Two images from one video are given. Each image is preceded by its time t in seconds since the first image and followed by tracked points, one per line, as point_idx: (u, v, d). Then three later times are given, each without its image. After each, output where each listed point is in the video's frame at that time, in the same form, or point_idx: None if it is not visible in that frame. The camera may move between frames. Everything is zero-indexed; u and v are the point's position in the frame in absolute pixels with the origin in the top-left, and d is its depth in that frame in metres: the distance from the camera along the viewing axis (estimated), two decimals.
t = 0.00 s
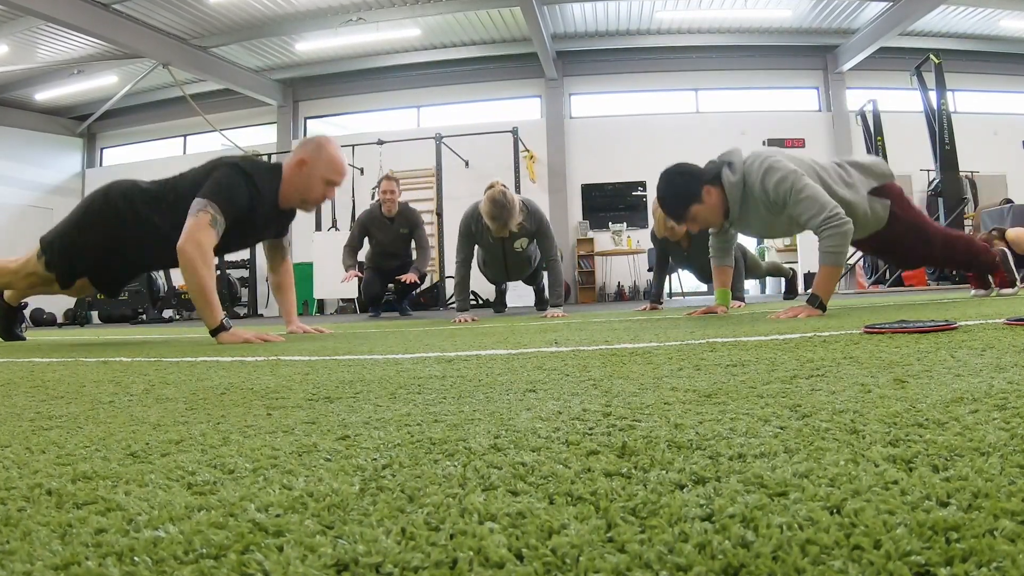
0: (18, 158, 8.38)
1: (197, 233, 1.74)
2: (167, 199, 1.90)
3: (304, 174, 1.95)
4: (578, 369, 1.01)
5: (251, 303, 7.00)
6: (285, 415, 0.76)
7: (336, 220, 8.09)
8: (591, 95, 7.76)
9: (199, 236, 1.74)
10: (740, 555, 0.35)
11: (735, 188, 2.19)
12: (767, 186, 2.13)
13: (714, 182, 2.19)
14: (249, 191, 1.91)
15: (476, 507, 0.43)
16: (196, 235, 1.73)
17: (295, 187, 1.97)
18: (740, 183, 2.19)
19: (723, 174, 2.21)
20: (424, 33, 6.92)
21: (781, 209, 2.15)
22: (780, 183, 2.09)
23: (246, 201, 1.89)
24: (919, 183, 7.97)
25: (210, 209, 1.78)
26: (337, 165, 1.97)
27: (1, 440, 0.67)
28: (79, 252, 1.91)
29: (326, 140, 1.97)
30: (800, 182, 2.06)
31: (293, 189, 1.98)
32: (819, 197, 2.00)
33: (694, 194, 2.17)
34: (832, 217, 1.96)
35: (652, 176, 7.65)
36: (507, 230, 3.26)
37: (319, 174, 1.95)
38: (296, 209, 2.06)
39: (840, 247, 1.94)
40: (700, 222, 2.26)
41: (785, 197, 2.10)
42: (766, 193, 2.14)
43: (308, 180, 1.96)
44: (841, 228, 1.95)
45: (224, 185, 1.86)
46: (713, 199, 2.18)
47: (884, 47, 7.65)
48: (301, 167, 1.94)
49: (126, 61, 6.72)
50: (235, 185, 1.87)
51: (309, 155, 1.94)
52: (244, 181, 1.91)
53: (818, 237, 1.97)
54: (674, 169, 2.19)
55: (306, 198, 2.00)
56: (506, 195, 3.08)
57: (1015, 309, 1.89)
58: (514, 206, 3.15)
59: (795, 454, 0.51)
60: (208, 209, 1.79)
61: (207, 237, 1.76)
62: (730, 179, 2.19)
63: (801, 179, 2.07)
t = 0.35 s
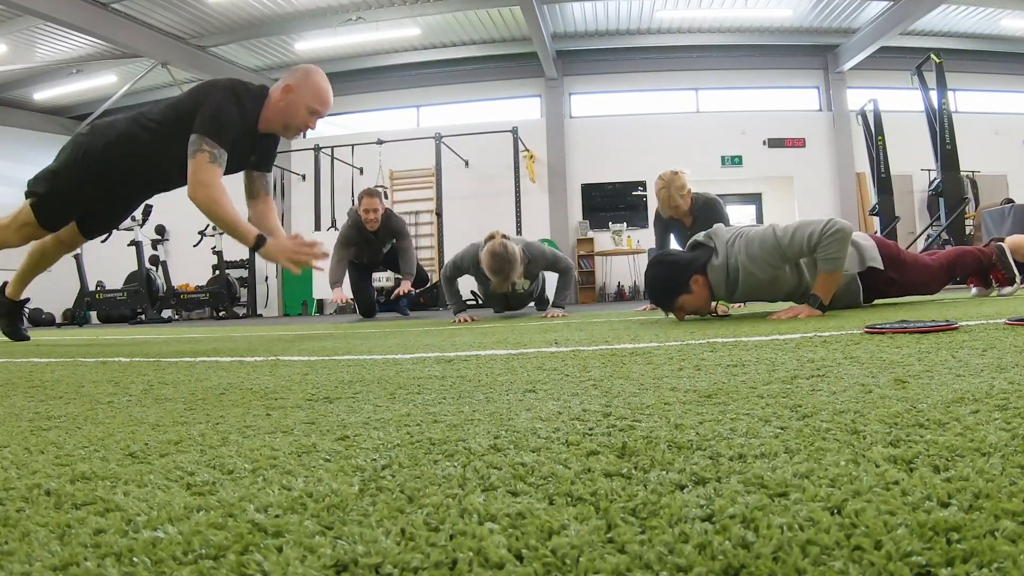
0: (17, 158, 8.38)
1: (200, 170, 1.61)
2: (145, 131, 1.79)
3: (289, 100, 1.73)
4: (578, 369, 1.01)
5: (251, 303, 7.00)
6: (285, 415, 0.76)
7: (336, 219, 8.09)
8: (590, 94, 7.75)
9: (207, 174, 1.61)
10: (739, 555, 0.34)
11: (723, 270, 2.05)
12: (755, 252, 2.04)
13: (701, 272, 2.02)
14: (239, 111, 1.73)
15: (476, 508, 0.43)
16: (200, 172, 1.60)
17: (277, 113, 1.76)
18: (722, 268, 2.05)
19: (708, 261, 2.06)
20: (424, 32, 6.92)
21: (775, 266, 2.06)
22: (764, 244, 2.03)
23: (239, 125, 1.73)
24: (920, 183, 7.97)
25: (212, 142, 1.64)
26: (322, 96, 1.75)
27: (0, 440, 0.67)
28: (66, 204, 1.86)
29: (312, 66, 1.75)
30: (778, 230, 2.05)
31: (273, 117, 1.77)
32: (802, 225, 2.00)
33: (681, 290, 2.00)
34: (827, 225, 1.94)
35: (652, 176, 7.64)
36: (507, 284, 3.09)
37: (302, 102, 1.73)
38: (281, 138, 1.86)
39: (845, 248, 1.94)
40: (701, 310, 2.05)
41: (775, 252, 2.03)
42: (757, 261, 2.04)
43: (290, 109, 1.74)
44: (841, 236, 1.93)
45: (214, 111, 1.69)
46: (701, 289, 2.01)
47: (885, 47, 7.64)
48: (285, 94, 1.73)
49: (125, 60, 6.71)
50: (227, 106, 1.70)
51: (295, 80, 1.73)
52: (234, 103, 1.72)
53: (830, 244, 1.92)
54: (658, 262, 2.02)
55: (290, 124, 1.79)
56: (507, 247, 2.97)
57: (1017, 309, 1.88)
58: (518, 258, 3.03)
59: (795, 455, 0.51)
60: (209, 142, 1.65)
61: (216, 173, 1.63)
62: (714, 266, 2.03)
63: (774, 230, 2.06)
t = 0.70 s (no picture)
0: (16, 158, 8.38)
1: (202, 237, 1.74)
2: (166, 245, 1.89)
3: (325, 263, 1.87)
4: (578, 370, 1.01)
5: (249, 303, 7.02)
6: (284, 416, 0.75)
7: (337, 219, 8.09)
8: (591, 94, 7.75)
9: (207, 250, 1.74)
10: (740, 556, 0.34)
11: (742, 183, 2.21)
12: (773, 185, 2.15)
13: (718, 175, 2.22)
14: (272, 243, 1.90)
15: (476, 509, 0.43)
16: (202, 237, 1.74)
17: (313, 272, 1.91)
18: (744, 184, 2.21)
19: (729, 170, 2.24)
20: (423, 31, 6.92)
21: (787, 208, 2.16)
22: (783, 182, 2.12)
23: (267, 247, 1.89)
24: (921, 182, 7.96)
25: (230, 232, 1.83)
26: (357, 266, 1.85)
27: None
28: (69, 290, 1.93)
29: (351, 232, 1.87)
30: (808, 183, 2.08)
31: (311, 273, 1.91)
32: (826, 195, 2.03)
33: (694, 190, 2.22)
34: (839, 216, 1.96)
35: (653, 175, 7.64)
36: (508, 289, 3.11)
37: (335, 268, 1.86)
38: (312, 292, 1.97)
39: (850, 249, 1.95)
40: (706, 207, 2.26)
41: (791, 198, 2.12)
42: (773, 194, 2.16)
43: (325, 271, 1.87)
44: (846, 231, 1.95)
45: (247, 229, 1.88)
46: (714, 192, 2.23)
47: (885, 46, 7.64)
48: (323, 256, 1.87)
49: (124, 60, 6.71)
50: (259, 231, 1.89)
51: (333, 246, 1.86)
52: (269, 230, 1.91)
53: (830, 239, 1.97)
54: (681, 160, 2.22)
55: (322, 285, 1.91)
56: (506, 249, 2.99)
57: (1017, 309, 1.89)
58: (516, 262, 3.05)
59: (796, 455, 0.51)
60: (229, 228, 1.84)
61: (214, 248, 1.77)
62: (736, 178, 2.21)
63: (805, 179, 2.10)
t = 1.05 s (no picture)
0: (16, 158, 8.38)
1: (190, 235, 1.72)
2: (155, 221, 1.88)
3: (315, 200, 1.91)
4: (578, 370, 1.00)
5: (248, 303, 7.02)
6: (283, 416, 0.75)
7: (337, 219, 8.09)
8: (591, 93, 7.74)
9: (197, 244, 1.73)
10: (741, 557, 0.34)
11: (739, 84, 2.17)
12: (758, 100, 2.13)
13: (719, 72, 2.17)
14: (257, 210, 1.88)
15: (475, 509, 0.43)
16: (189, 235, 1.71)
17: (304, 212, 1.94)
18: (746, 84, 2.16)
19: (730, 69, 2.18)
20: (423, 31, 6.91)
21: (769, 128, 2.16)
22: (767, 102, 2.09)
23: (252, 224, 1.87)
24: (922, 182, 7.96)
25: (218, 218, 1.79)
26: (350, 197, 1.92)
27: None
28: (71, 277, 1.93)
29: (338, 168, 1.93)
30: (787, 113, 2.03)
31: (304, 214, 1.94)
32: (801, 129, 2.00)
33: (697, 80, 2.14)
34: (799, 157, 1.96)
35: (653, 175, 7.64)
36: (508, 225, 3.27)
37: (329, 204, 1.91)
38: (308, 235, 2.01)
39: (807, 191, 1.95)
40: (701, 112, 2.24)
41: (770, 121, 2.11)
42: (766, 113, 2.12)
43: (318, 208, 1.92)
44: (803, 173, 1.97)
45: (229, 206, 1.82)
46: (717, 88, 2.17)
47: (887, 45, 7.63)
48: (313, 194, 1.91)
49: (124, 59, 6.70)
50: (243, 203, 1.85)
51: (324, 181, 1.90)
52: (252, 200, 1.87)
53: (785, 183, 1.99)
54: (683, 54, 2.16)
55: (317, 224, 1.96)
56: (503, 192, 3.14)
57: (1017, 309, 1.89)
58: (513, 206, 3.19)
59: (795, 456, 0.51)
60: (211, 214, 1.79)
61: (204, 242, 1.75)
62: (737, 75, 2.15)
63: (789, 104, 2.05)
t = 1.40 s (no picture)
0: (15, 157, 8.38)
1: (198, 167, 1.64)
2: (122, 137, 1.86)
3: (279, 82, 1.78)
4: (578, 370, 1.00)
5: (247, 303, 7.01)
6: (283, 416, 0.75)
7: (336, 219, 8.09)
8: (591, 93, 7.74)
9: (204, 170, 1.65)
10: (742, 558, 0.34)
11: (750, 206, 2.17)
12: (778, 205, 2.14)
13: (727, 200, 2.16)
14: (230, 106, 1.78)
15: (475, 510, 0.42)
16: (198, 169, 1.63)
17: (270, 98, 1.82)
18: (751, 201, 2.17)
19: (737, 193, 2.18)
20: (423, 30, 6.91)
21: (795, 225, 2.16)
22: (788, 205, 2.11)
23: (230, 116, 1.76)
24: (922, 182, 7.95)
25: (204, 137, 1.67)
26: (313, 74, 1.81)
27: None
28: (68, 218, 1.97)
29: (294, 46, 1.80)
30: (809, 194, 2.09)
31: (265, 98, 1.82)
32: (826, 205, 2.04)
33: (705, 216, 2.13)
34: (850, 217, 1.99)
35: (653, 175, 7.64)
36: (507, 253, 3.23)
37: (293, 83, 1.78)
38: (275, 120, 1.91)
39: (857, 248, 1.98)
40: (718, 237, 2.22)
41: (796, 213, 2.13)
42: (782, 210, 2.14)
43: (281, 88, 1.79)
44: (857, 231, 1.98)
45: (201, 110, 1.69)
46: (726, 216, 2.16)
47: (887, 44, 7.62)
48: (275, 75, 1.77)
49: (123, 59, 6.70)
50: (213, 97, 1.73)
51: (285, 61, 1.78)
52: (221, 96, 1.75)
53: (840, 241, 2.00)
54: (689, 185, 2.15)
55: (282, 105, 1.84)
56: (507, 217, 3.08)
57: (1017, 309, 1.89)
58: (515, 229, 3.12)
59: (796, 457, 0.50)
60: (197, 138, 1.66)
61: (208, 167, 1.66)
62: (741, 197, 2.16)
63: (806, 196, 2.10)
